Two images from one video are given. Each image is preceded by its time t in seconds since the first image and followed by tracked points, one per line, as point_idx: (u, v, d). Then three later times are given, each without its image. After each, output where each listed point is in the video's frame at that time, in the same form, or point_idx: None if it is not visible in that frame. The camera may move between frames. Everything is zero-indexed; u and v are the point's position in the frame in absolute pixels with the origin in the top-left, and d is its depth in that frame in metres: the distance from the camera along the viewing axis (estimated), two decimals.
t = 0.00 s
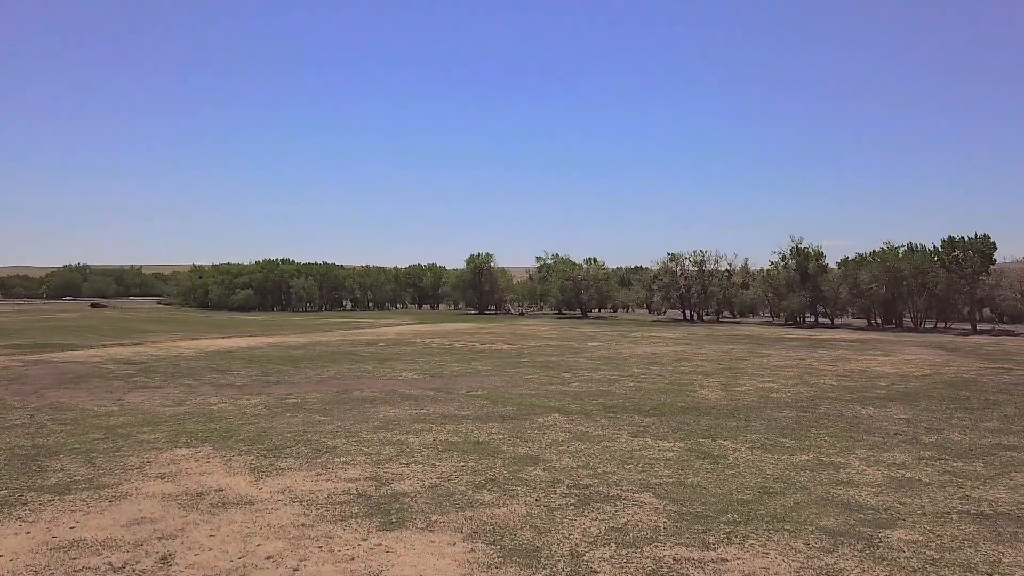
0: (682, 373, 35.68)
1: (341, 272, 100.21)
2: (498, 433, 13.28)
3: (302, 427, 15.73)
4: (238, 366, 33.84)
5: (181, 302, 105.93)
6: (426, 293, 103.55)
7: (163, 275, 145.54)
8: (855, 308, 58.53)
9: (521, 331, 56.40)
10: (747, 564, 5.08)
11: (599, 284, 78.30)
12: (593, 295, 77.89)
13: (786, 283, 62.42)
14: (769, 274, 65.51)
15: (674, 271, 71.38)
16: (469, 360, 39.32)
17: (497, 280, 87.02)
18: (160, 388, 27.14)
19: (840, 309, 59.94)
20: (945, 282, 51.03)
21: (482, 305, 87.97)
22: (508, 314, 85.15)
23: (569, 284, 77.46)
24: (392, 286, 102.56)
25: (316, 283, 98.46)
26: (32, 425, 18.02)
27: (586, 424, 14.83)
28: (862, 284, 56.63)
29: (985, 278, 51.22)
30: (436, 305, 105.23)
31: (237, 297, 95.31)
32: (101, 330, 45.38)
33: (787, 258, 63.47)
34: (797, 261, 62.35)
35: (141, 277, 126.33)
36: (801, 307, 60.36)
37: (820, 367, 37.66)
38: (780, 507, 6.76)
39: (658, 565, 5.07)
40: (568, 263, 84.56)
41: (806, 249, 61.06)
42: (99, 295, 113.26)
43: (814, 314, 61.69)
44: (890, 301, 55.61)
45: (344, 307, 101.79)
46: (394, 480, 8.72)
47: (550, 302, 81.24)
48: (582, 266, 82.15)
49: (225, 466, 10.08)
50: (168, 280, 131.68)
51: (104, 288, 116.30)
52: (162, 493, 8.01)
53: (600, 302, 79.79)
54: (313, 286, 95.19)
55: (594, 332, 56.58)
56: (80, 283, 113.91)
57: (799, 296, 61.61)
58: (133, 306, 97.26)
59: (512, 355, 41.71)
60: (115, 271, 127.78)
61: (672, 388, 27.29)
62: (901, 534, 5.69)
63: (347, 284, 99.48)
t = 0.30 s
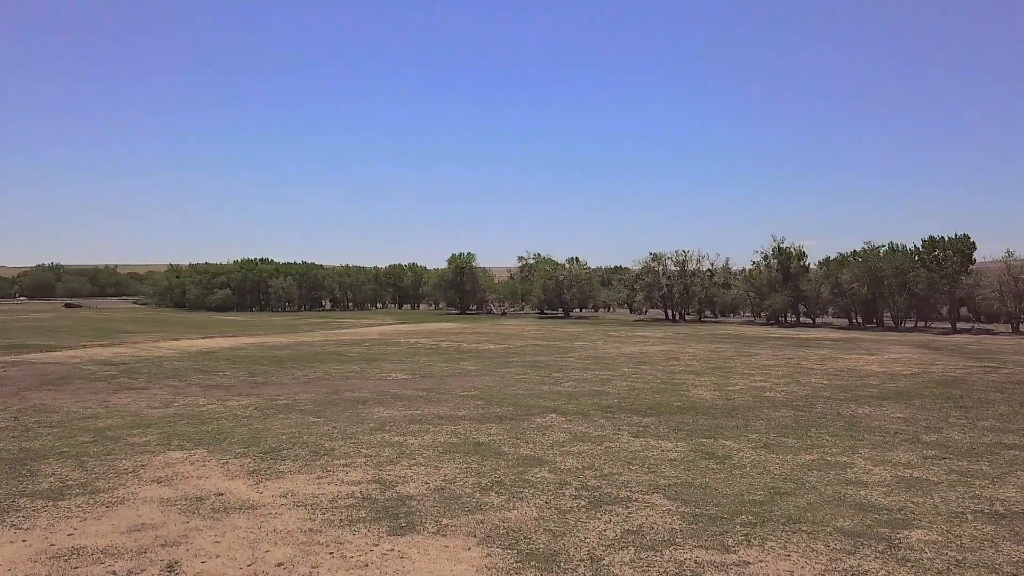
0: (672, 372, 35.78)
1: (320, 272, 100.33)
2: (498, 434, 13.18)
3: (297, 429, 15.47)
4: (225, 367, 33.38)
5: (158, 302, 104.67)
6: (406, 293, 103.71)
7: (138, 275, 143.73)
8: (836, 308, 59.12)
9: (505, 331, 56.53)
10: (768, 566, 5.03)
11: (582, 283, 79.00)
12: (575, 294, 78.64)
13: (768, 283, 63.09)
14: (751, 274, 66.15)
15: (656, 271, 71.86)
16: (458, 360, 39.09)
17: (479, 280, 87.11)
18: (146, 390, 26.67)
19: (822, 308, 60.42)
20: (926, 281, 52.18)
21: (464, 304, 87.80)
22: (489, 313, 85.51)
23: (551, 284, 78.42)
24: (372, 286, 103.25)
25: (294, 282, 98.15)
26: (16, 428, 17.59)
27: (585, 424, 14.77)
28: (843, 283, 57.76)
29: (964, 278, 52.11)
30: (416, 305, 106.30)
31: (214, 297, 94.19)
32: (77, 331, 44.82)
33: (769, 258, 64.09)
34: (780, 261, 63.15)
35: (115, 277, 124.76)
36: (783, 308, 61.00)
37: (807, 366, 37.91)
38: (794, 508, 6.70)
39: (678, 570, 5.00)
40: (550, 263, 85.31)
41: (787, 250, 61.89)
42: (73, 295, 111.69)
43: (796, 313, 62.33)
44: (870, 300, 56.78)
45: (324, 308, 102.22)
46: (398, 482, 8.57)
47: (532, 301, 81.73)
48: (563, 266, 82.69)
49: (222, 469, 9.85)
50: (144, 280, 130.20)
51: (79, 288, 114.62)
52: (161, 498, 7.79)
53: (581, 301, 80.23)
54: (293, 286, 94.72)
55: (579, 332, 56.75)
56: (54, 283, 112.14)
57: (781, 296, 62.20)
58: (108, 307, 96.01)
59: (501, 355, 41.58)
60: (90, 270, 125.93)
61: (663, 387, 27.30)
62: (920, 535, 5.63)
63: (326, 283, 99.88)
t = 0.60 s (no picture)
0: (662, 372, 35.85)
1: (299, 272, 100.26)
2: (499, 435, 13.06)
3: (291, 430, 15.21)
4: (210, 368, 32.89)
5: (134, 302, 103.33)
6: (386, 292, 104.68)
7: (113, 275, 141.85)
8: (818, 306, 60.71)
9: (490, 331, 56.50)
10: (791, 569, 4.96)
11: (563, 283, 78.93)
12: (558, 293, 78.57)
13: (750, 282, 64.82)
14: (733, 273, 67.44)
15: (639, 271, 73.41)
16: (446, 360, 38.81)
17: (460, 280, 87.00)
18: (132, 392, 26.17)
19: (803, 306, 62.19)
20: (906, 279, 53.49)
21: (445, 304, 87.37)
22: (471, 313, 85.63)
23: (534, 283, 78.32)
24: (351, 285, 103.58)
25: (273, 282, 97.66)
26: None
27: (584, 424, 14.68)
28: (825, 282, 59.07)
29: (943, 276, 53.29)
30: (396, 304, 107.25)
31: (192, 297, 92.95)
32: (51, 331, 44.23)
33: (751, 258, 65.67)
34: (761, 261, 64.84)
35: (89, 277, 122.97)
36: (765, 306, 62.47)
37: (794, 365, 38.13)
38: (807, 508, 6.67)
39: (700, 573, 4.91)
40: (532, 263, 85.88)
41: (769, 249, 63.66)
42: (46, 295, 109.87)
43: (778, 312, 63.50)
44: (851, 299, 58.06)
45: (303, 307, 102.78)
46: (403, 485, 8.43)
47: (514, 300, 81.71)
48: (545, 266, 83.06)
49: (220, 473, 9.64)
50: (118, 280, 128.43)
51: (52, 288, 112.79)
52: (159, 503, 7.59)
53: (564, 301, 80.12)
54: (271, 286, 94.10)
55: (565, 331, 56.78)
56: (26, 283, 110.14)
57: (764, 294, 63.88)
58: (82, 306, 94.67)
59: (489, 354, 41.45)
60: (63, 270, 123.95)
61: (653, 387, 27.29)
62: (938, 535, 5.60)
63: (305, 283, 99.68)
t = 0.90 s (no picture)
0: (651, 371, 35.93)
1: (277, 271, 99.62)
2: (499, 437, 12.93)
3: (286, 432, 14.97)
4: (195, 369, 32.39)
5: (109, 302, 101.77)
6: (365, 292, 106.30)
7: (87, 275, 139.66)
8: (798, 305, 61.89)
9: (474, 330, 56.29)
10: (814, 572, 4.89)
11: (545, 283, 79.39)
12: (539, 294, 79.16)
13: (732, 281, 66.07)
14: (714, 273, 69.22)
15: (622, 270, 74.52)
16: (436, 360, 38.60)
17: (441, 280, 86.95)
18: (116, 394, 25.65)
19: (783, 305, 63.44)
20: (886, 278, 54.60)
21: (425, 304, 87.26)
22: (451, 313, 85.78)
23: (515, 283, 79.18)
24: (330, 285, 103.85)
25: (251, 281, 97.04)
26: None
27: (583, 425, 14.60)
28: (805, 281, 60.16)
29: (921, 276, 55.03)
30: (375, 304, 108.22)
31: (168, 297, 91.66)
32: (25, 331, 43.61)
33: (733, 257, 67.23)
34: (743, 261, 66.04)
35: (62, 276, 120.87)
36: (747, 304, 63.80)
37: (782, 364, 38.38)
38: (821, 508, 6.63)
39: None
40: (513, 263, 86.23)
41: (750, 249, 64.92)
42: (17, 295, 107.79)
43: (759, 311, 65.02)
44: (831, 298, 59.19)
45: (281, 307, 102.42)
46: (409, 488, 8.29)
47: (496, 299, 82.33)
48: (526, 266, 83.34)
49: (218, 477, 9.41)
50: (92, 280, 126.36)
51: (23, 288, 110.74)
52: (159, 509, 7.38)
53: (544, 301, 80.67)
54: (249, 286, 93.39)
55: (550, 331, 56.78)
56: None
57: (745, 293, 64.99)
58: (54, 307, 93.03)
59: (476, 354, 41.28)
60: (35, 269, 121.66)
61: (643, 387, 27.28)
62: (957, 535, 5.55)
63: (284, 283, 99.40)
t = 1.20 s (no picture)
0: (637, 370, 36.12)
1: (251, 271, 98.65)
2: (499, 438, 12.83)
3: (279, 434, 14.69)
4: (177, 370, 31.86)
5: (80, 302, 99.76)
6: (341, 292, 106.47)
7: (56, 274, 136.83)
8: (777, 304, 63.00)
9: (454, 330, 55.71)
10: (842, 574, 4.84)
11: (524, 282, 79.66)
12: (518, 294, 79.47)
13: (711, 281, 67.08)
14: (692, 272, 69.49)
15: (601, 270, 75.28)
16: (422, 360, 38.40)
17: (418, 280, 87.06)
18: (97, 396, 25.06)
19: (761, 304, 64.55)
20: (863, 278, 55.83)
21: (402, 304, 86.84)
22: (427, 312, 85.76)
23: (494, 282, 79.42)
24: (305, 285, 103.40)
25: (224, 281, 95.89)
26: None
27: (581, 425, 14.58)
28: (784, 281, 61.33)
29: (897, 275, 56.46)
30: (351, 304, 108.05)
31: (139, 296, 90.10)
32: None
33: (711, 256, 67.61)
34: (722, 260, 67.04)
35: (29, 276, 118.18)
36: (726, 305, 64.10)
37: (768, 363, 38.64)
38: (837, 507, 6.59)
39: None
40: (492, 263, 86.36)
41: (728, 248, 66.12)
42: None
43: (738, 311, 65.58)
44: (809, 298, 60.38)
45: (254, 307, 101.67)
46: (415, 491, 8.14)
47: (476, 299, 82.57)
48: (503, 266, 83.39)
49: (216, 481, 9.17)
50: (61, 281, 123.75)
51: None
52: (159, 516, 7.15)
53: (523, 300, 80.84)
54: (223, 286, 92.27)
55: (533, 330, 56.81)
56: None
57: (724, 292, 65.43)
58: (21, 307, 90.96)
59: (462, 354, 41.07)
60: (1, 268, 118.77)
61: (632, 387, 27.27)
62: (978, 535, 5.53)
63: (258, 283, 98.49)
